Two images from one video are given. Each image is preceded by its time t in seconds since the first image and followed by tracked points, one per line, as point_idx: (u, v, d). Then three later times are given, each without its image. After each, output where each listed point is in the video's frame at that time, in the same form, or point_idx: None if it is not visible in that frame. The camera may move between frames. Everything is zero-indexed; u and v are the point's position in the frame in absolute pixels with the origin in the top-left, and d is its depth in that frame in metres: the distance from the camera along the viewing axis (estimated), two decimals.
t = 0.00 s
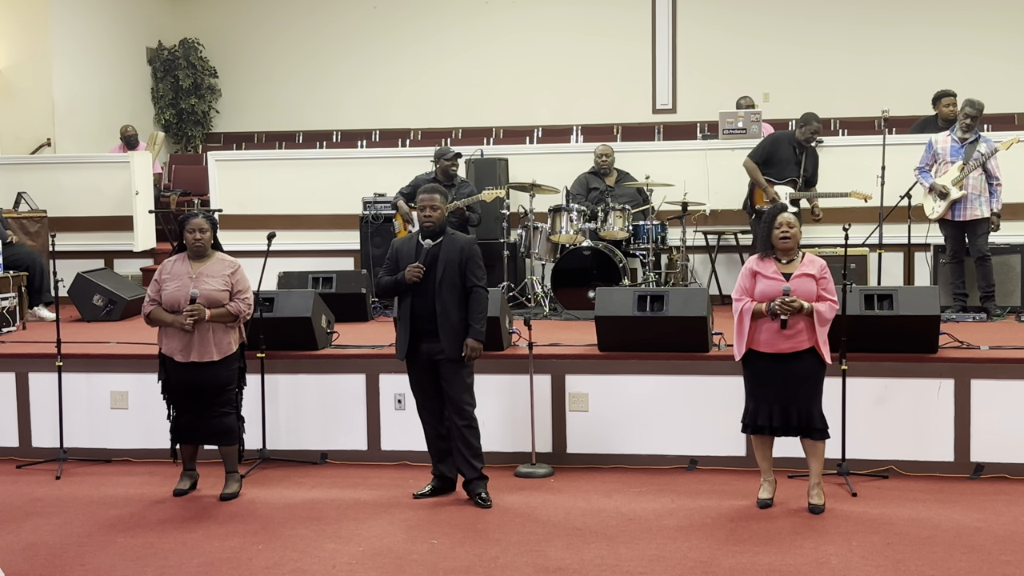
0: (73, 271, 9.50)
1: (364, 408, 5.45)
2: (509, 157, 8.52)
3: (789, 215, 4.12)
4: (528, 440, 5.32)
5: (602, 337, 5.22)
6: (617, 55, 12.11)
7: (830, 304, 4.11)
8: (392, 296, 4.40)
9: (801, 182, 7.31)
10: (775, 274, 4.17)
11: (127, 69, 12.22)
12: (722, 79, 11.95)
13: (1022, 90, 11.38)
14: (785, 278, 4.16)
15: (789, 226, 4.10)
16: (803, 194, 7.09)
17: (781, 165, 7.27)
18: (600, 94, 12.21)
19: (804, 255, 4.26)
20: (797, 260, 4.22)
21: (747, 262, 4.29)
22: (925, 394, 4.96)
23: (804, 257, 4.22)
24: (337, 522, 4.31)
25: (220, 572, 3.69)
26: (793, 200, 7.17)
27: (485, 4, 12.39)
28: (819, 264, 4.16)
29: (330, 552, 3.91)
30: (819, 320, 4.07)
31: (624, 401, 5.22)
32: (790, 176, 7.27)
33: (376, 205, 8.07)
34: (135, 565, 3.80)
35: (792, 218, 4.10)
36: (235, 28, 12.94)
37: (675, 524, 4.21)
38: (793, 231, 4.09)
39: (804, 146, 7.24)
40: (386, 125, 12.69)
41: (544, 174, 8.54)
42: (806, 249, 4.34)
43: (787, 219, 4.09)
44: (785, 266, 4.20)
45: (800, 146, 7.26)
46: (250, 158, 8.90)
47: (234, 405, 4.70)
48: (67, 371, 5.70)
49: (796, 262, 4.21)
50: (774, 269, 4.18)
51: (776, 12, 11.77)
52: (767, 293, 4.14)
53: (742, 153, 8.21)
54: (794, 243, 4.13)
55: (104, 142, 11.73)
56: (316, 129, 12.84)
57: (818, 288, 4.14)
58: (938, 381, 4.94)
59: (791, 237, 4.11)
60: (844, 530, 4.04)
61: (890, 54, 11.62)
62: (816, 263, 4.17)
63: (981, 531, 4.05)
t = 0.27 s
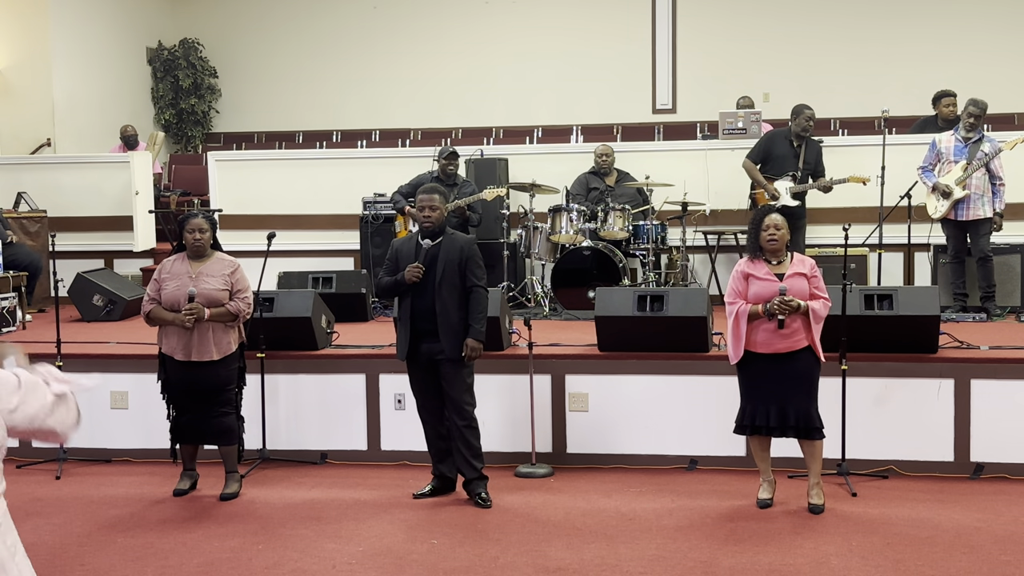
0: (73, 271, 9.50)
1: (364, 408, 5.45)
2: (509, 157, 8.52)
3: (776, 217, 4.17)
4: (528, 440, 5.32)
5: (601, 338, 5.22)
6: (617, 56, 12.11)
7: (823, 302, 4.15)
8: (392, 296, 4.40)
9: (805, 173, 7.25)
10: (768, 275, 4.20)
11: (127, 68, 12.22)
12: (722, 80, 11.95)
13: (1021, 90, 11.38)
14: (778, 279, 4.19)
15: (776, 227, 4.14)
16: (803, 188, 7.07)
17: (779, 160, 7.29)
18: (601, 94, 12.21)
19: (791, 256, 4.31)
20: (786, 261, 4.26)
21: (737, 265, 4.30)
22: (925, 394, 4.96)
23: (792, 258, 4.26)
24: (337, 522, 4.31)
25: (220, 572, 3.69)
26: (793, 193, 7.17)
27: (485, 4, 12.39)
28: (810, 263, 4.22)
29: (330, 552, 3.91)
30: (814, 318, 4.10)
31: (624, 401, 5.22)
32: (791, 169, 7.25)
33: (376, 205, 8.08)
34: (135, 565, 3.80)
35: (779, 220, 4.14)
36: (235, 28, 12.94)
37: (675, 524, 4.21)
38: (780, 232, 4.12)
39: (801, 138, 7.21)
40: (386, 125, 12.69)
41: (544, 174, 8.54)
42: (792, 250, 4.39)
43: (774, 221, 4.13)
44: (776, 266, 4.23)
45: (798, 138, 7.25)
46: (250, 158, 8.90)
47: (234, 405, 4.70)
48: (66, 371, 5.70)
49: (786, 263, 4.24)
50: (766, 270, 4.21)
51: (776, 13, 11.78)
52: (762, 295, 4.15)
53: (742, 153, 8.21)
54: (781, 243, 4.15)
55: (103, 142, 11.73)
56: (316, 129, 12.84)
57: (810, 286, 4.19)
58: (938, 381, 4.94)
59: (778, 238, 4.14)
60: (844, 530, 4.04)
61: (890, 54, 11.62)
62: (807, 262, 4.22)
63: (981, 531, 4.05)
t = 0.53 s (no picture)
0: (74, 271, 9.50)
1: (364, 408, 5.45)
2: (508, 157, 8.52)
3: (765, 217, 4.17)
4: (528, 440, 5.32)
5: (601, 338, 5.22)
6: (617, 56, 12.11)
7: (818, 300, 4.16)
8: (392, 296, 4.40)
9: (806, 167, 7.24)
10: (762, 277, 4.18)
11: (127, 68, 12.22)
12: (722, 80, 11.95)
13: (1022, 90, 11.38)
14: (773, 279, 4.18)
15: (765, 228, 4.14)
16: (802, 179, 7.10)
17: (779, 157, 7.29)
18: (601, 94, 12.21)
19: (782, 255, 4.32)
20: (778, 261, 4.26)
21: (730, 269, 4.28)
22: (925, 394, 4.96)
23: (784, 258, 4.27)
24: (337, 522, 4.31)
25: (220, 572, 3.69)
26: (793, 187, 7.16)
27: (485, 4, 12.39)
28: (802, 262, 4.22)
29: (330, 552, 3.91)
30: (811, 316, 4.10)
31: (624, 401, 5.22)
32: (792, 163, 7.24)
33: (376, 205, 8.07)
34: (135, 565, 3.80)
35: (769, 220, 4.14)
36: (235, 28, 12.95)
37: (675, 524, 4.22)
38: (769, 233, 4.12)
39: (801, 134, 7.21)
40: (386, 126, 12.69)
41: (544, 174, 8.54)
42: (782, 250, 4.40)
43: (762, 223, 4.14)
44: (769, 267, 4.23)
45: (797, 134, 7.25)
46: (250, 158, 8.90)
47: (234, 405, 4.70)
48: (67, 371, 5.70)
49: (778, 263, 4.24)
50: (761, 272, 4.20)
51: (776, 13, 11.78)
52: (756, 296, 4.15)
53: (742, 153, 8.21)
54: (771, 244, 4.15)
55: (103, 142, 11.73)
56: (316, 129, 12.84)
57: (804, 284, 4.19)
58: (938, 381, 4.95)
59: (768, 239, 4.14)
60: (844, 530, 4.04)
61: (890, 54, 11.62)
62: (799, 261, 4.22)
63: (981, 531, 4.05)
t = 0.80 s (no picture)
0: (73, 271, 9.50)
1: (364, 408, 5.45)
2: (508, 157, 8.52)
3: (765, 217, 4.18)
4: (528, 440, 5.32)
5: (601, 338, 5.22)
6: (617, 56, 12.11)
7: (819, 300, 4.15)
8: (393, 297, 4.40)
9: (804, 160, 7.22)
10: (761, 277, 4.19)
11: (127, 68, 12.22)
12: (722, 80, 11.95)
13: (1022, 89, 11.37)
14: (772, 279, 4.19)
15: (765, 227, 4.15)
16: (802, 172, 7.08)
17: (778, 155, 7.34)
18: (601, 94, 12.21)
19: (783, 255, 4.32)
20: (779, 261, 4.27)
21: (730, 269, 4.29)
22: (925, 394, 4.96)
23: (785, 257, 4.27)
24: (337, 522, 4.31)
25: (220, 572, 3.69)
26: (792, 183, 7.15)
27: (485, 4, 12.39)
28: (802, 262, 4.21)
29: (330, 552, 3.91)
30: (811, 316, 4.09)
31: (624, 401, 5.22)
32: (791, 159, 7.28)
33: (376, 205, 8.07)
34: (135, 565, 3.80)
35: (768, 219, 4.15)
36: (235, 28, 12.95)
37: (675, 524, 4.22)
38: (768, 232, 4.13)
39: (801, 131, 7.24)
40: (386, 125, 12.68)
41: (544, 174, 8.54)
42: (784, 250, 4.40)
43: (762, 221, 4.15)
44: (769, 267, 4.24)
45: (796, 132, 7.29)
46: (249, 158, 8.90)
47: (233, 404, 4.70)
48: (66, 371, 5.70)
49: (778, 263, 4.24)
50: (760, 271, 4.21)
51: (776, 12, 11.78)
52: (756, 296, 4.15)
53: (742, 153, 8.21)
54: (770, 243, 4.16)
55: (103, 142, 11.72)
56: (316, 129, 12.84)
57: (804, 285, 4.19)
58: (938, 381, 4.95)
59: (768, 238, 4.15)
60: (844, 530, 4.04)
61: (889, 54, 11.62)
62: (799, 261, 4.22)
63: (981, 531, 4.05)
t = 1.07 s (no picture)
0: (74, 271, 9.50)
1: (364, 408, 5.45)
2: (508, 157, 8.52)
3: (770, 215, 4.17)
4: (528, 440, 5.32)
5: (601, 338, 5.22)
6: (617, 56, 12.11)
7: (819, 301, 4.14)
8: (393, 297, 4.39)
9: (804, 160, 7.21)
10: (762, 276, 4.20)
11: (127, 68, 12.21)
12: (722, 80, 11.95)
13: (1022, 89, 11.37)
14: (772, 279, 4.19)
15: (768, 226, 4.14)
16: (802, 175, 7.07)
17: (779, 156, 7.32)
18: (601, 94, 12.21)
19: (787, 255, 4.31)
20: (782, 260, 4.26)
21: (733, 267, 4.31)
22: (925, 394, 4.96)
23: (788, 257, 4.27)
24: (337, 522, 4.31)
25: (219, 572, 3.69)
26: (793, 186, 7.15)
27: (485, 4, 12.39)
28: (805, 262, 4.20)
29: (330, 552, 3.91)
30: (811, 317, 4.09)
31: (624, 401, 5.22)
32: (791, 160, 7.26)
33: (376, 205, 8.06)
34: (135, 565, 3.80)
35: (772, 219, 4.14)
36: (235, 27, 12.95)
37: (675, 524, 4.21)
38: (771, 232, 4.12)
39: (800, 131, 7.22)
40: (386, 125, 12.68)
41: (544, 174, 8.54)
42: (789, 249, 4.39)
43: (766, 220, 4.14)
44: (771, 267, 4.24)
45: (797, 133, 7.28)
46: (249, 158, 8.90)
47: (233, 405, 4.70)
48: (66, 371, 5.70)
49: (781, 263, 4.24)
50: (761, 271, 4.21)
51: (776, 13, 11.78)
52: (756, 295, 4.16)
53: (742, 153, 8.21)
54: (773, 242, 4.15)
55: (103, 142, 11.72)
56: (316, 129, 12.84)
57: (806, 286, 4.18)
58: (938, 381, 4.94)
59: (771, 237, 4.14)
60: (844, 530, 4.04)
61: (889, 54, 11.62)
62: (802, 262, 4.21)
63: (981, 531, 4.05)
